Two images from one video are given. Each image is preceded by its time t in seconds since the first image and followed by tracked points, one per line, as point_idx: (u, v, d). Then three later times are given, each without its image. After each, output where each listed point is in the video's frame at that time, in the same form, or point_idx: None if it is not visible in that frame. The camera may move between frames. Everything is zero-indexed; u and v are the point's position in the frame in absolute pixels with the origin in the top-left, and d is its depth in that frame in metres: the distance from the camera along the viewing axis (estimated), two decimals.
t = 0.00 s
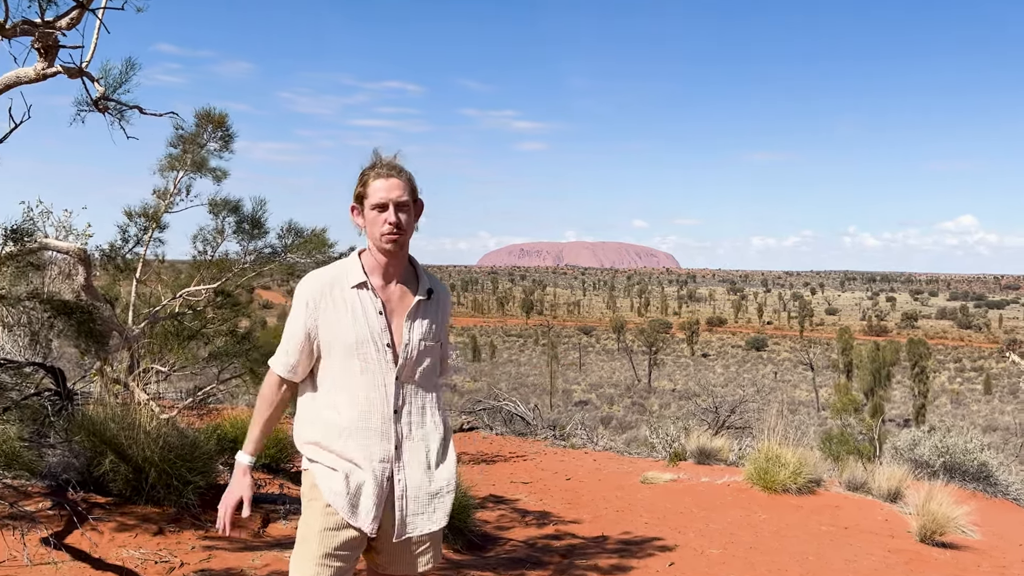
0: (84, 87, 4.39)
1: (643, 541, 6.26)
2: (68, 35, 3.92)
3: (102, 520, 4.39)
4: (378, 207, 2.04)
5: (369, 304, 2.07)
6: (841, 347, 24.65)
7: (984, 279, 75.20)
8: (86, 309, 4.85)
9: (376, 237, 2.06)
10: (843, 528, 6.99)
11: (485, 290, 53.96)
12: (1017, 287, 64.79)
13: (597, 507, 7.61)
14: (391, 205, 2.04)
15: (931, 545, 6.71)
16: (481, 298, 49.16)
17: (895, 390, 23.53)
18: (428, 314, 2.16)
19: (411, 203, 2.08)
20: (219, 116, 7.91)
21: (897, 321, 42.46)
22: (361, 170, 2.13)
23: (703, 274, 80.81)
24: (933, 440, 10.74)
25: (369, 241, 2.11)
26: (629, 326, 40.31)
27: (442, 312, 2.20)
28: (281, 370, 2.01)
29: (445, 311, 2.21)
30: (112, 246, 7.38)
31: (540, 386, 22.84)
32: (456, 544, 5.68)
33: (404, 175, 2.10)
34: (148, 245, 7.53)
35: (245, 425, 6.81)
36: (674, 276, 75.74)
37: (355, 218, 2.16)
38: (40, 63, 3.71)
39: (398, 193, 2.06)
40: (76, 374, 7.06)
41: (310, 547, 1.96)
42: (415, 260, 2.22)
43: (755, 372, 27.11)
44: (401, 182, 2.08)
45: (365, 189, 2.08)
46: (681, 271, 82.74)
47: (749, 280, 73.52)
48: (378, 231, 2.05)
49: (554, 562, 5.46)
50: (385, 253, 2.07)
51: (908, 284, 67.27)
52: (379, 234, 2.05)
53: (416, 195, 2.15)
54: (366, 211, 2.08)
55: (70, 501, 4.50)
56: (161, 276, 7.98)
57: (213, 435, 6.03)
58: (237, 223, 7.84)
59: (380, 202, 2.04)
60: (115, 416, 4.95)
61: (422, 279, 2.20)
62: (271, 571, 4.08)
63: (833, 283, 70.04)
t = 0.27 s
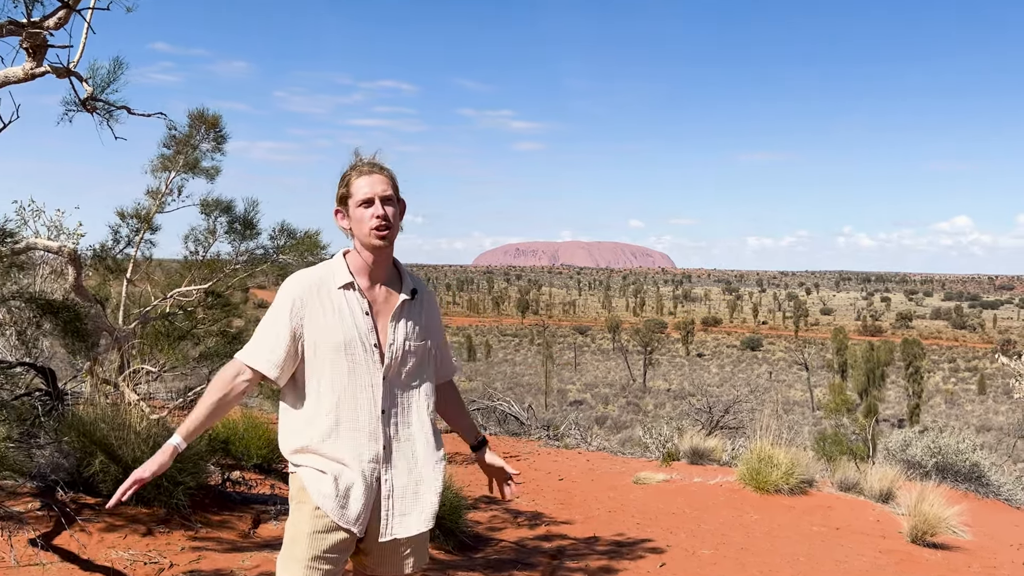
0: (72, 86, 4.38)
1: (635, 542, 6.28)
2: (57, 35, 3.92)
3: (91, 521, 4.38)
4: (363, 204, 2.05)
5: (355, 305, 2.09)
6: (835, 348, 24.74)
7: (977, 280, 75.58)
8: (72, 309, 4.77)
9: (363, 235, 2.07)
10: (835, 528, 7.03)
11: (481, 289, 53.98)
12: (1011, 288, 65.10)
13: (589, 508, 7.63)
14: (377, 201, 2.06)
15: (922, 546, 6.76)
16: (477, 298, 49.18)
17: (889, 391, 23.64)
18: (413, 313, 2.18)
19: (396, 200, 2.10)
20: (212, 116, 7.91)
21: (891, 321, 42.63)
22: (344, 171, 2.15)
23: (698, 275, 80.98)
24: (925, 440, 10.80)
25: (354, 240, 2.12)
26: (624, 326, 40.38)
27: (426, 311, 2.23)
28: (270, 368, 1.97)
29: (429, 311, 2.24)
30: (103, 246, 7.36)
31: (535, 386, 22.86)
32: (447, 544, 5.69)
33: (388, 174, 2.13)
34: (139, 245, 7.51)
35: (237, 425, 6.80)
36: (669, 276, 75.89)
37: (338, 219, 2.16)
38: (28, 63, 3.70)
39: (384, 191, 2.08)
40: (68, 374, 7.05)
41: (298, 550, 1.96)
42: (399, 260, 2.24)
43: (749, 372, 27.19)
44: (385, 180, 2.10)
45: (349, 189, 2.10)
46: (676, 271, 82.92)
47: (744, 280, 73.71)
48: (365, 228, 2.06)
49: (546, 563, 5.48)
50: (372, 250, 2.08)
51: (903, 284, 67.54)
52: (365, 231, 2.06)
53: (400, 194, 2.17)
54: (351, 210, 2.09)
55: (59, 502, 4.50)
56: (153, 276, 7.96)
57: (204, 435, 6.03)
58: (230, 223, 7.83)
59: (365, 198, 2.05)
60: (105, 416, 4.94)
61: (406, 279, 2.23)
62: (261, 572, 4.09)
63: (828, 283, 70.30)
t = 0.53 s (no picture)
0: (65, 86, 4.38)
1: (629, 543, 6.30)
2: (50, 35, 3.91)
3: (85, 522, 4.38)
4: (350, 200, 2.07)
5: (345, 304, 2.11)
6: (831, 348, 24.82)
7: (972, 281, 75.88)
8: (64, 308, 4.75)
9: (349, 232, 2.08)
10: (829, 529, 7.05)
11: (477, 290, 53.99)
12: (1006, 289, 65.34)
13: (584, 508, 7.65)
14: (362, 197, 2.07)
15: (916, 546, 6.78)
16: (473, 298, 49.19)
17: (884, 391, 23.72)
18: (401, 310, 2.20)
19: (382, 195, 2.12)
20: (206, 116, 7.91)
21: (887, 322, 42.77)
22: (328, 172, 2.16)
23: (694, 275, 81.12)
24: (920, 441, 10.86)
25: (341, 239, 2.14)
26: (620, 326, 40.42)
27: (414, 307, 2.25)
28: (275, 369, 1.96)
29: (418, 308, 2.26)
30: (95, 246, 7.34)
31: (530, 386, 22.88)
32: (442, 545, 5.70)
33: (372, 171, 2.15)
34: (133, 245, 7.50)
35: (232, 425, 6.80)
36: (665, 277, 76.01)
37: (324, 219, 2.18)
38: (20, 63, 3.70)
39: (369, 187, 2.10)
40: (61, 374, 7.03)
41: (287, 549, 1.98)
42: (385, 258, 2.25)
43: (745, 372, 27.26)
44: (370, 176, 2.12)
45: (334, 187, 2.12)
46: (672, 272, 83.04)
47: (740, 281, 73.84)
48: (352, 224, 2.07)
49: (540, 563, 5.49)
50: (360, 246, 2.09)
51: (899, 285, 67.73)
52: (352, 227, 2.07)
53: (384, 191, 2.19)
54: (337, 208, 2.10)
55: (52, 502, 4.49)
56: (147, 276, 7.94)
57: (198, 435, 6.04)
58: (224, 223, 7.83)
59: (351, 194, 2.07)
60: (99, 416, 4.93)
61: (393, 277, 2.24)
62: (254, 572, 4.09)
63: (824, 283, 70.47)
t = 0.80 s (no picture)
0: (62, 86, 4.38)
1: (627, 542, 6.31)
2: (48, 34, 3.92)
3: (83, 522, 4.39)
4: (335, 199, 2.09)
5: (343, 302, 2.12)
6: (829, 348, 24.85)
7: (970, 281, 75.97)
8: (63, 309, 4.75)
9: (339, 231, 2.10)
10: (827, 528, 7.07)
11: (476, 290, 53.99)
12: (1004, 288, 65.40)
13: (582, 508, 7.66)
14: (348, 196, 2.09)
15: (914, 545, 6.80)
16: (472, 298, 49.19)
17: (883, 390, 23.75)
18: (396, 306, 2.22)
19: (368, 193, 2.13)
20: (202, 116, 7.91)
21: (885, 322, 42.81)
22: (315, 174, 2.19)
23: (693, 275, 81.15)
24: (917, 440, 10.88)
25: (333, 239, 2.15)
26: (618, 326, 40.44)
27: (409, 303, 2.26)
28: (299, 363, 1.96)
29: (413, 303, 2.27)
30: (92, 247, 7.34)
31: (529, 386, 22.88)
32: (440, 545, 5.70)
33: (357, 170, 2.16)
34: (129, 246, 7.50)
35: (230, 425, 6.80)
36: (664, 277, 76.03)
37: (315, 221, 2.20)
38: (18, 62, 3.71)
39: (354, 185, 2.11)
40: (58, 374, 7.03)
41: (284, 549, 1.99)
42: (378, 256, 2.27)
43: (744, 372, 27.28)
44: (354, 175, 2.14)
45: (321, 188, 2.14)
46: (671, 272, 83.07)
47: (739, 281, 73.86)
48: (340, 223, 2.08)
49: (539, 562, 5.50)
50: (351, 245, 2.11)
51: (897, 284, 67.78)
52: (340, 226, 2.08)
53: (371, 189, 2.21)
54: (325, 208, 2.12)
55: (50, 502, 4.50)
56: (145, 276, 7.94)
57: (196, 435, 6.05)
58: (222, 223, 7.82)
59: (336, 193, 2.09)
60: (97, 416, 4.94)
61: (387, 274, 2.26)
62: (253, 572, 4.10)
63: (822, 283, 70.53)
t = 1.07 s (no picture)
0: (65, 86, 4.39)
1: (630, 541, 6.31)
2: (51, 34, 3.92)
3: (86, 522, 4.39)
4: (341, 209, 2.07)
5: (344, 302, 2.13)
6: (831, 347, 24.81)
7: (973, 280, 75.81)
8: (67, 310, 4.77)
9: (342, 237, 2.09)
10: (830, 527, 7.06)
11: (478, 289, 53.96)
12: (1006, 287, 65.22)
13: (585, 507, 7.65)
14: (354, 205, 2.07)
15: (917, 544, 6.79)
16: (473, 298, 49.17)
17: (885, 389, 23.70)
18: (399, 306, 2.22)
19: (374, 202, 2.11)
20: (208, 118, 7.91)
21: (887, 321, 42.72)
22: (323, 172, 2.16)
23: (694, 274, 81.04)
24: (920, 439, 10.86)
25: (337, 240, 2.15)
26: (620, 326, 40.39)
27: (411, 304, 2.27)
28: (296, 362, 1.97)
29: (414, 304, 2.28)
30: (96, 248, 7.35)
31: (531, 386, 22.88)
32: (442, 544, 5.71)
33: (366, 175, 2.13)
34: (133, 247, 7.52)
35: (233, 425, 6.81)
36: (666, 276, 75.94)
37: (320, 218, 2.19)
38: (22, 63, 3.72)
39: (362, 193, 2.09)
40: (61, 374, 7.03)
41: (287, 548, 1.99)
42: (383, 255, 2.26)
43: (746, 371, 27.26)
44: (364, 181, 2.10)
45: (328, 191, 2.11)
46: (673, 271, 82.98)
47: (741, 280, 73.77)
48: (343, 231, 2.08)
49: (542, 561, 5.50)
50: (353, 251, 2.11)
51: (900, 284, 67.68)
52: (344, 234, 2.08)
53: (379, 192, 2.18)
54: (330, 213, 2.10)
55: (54, 502, 4.50)
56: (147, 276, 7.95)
57: (199, 435, 6.05)
58: (225, 223, 7.83)
59: (342, 203, 2.06)
60: (101, 416, 4.94)
61: (390, 273, 2.26)
62: (256, 572, 4.11)
63: (824, 283, 70.41)
